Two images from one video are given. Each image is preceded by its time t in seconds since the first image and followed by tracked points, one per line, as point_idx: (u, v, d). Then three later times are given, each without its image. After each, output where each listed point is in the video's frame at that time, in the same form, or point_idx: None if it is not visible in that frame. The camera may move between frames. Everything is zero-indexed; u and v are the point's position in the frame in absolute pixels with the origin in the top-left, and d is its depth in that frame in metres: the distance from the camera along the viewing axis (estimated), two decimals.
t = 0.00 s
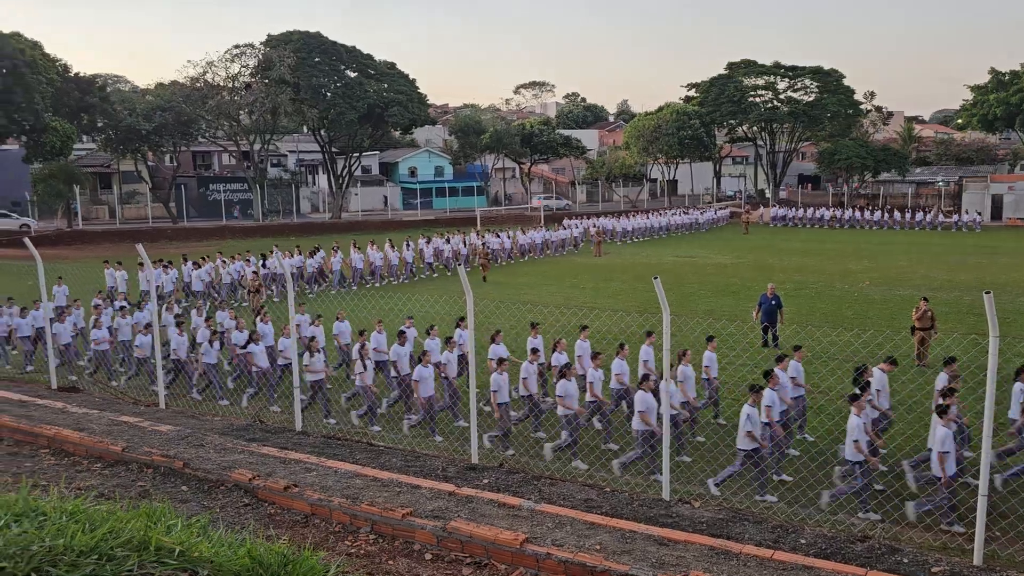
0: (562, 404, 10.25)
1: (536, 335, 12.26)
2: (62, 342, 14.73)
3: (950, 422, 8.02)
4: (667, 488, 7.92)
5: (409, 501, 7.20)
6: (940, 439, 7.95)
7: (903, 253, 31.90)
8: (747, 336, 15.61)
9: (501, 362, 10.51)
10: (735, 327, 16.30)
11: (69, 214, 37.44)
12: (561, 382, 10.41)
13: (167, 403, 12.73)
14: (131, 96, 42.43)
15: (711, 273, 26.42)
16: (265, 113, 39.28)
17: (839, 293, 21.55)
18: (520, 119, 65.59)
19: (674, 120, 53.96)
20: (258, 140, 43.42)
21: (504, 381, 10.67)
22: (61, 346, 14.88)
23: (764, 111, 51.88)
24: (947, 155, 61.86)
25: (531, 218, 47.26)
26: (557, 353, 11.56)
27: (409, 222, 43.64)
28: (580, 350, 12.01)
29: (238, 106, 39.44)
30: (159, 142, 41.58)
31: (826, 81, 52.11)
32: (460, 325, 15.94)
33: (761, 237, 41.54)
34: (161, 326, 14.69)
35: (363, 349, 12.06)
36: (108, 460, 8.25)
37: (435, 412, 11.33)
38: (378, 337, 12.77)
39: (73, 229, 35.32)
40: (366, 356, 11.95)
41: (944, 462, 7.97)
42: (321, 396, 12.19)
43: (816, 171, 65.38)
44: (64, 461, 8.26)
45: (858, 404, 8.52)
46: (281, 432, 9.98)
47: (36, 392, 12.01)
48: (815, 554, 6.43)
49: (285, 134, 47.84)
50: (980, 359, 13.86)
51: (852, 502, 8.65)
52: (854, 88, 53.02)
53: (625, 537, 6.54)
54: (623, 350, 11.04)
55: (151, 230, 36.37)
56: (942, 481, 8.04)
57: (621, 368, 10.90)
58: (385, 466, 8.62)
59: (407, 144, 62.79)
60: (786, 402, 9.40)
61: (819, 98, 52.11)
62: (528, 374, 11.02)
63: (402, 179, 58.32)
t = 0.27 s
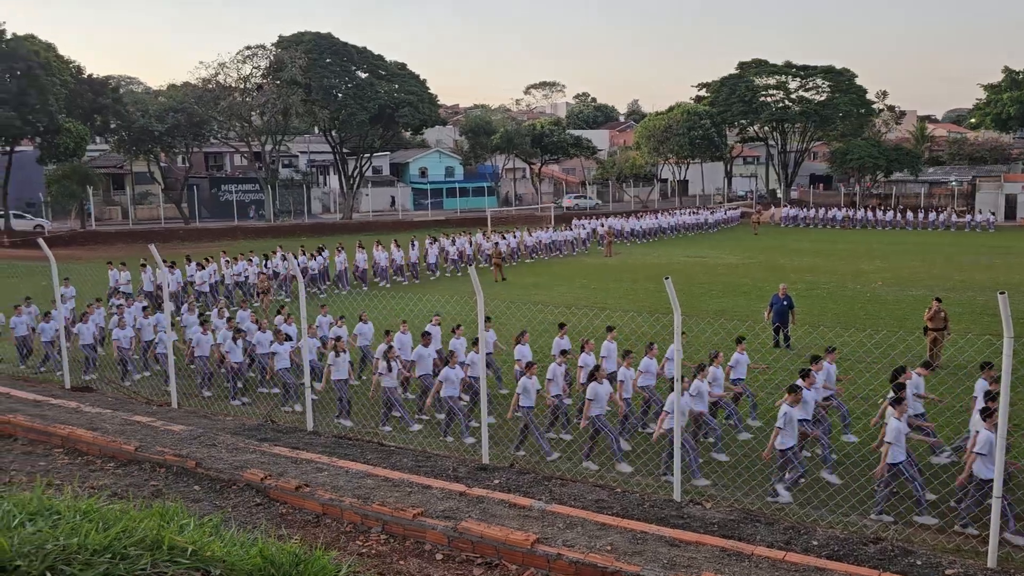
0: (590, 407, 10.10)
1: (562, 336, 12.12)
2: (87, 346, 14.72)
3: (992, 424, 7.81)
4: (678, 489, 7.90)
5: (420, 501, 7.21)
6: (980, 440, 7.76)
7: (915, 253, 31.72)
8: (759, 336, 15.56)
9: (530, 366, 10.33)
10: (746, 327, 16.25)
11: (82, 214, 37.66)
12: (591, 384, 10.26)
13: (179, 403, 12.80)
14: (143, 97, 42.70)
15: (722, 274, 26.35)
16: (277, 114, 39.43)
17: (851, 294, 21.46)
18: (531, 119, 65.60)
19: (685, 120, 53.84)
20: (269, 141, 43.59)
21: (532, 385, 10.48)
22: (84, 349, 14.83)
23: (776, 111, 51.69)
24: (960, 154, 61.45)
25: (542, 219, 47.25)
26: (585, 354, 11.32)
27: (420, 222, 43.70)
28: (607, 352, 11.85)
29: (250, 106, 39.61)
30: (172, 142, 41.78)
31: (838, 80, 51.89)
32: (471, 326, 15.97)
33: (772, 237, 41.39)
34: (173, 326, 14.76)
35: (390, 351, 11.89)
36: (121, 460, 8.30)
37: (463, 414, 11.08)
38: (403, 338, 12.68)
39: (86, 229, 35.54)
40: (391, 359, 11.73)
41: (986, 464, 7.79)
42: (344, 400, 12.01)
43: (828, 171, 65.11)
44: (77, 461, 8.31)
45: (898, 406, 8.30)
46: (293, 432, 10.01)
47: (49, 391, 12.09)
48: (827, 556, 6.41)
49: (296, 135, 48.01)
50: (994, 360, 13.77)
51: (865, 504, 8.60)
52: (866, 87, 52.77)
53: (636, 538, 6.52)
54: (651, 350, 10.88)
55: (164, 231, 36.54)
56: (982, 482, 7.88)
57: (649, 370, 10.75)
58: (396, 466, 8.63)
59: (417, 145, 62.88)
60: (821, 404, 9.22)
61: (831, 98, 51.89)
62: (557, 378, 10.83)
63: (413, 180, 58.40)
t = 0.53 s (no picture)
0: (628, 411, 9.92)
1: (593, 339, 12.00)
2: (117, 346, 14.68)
3: None
4: (692, 489, 7.87)
5: (433, 500, 7.22)
6: None
7: (932, 253, 31.47)
8: (773, 336, 15.48)
9: (565, 368, 10.18)
10: (761, 327, 16.17)
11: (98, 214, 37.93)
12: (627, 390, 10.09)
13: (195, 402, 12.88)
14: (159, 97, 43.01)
15: (736, 273, 26.23)
16: (291, 114, 39.58)
17: (867, 294, 21.31)
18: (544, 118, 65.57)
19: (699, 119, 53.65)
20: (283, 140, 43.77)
21: (566, 388, 10.34)
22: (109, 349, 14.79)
23: (790, 110, 51.41)
24: (977, 153, 60.92)
25: (555, 218, 47.22)
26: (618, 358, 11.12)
27: (433, 222, 43.77)
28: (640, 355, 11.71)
29: (264, 107, 39.78)
30: (186, 143, 42.36)
31: (854, 79, 51.56)
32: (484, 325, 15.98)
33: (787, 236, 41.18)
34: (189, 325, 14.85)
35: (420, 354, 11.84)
36: (137, 458, 8.35)
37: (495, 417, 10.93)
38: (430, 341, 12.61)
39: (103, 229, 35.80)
40: (421, 362, 11.59)
41: None
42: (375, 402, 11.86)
43: (843, 170, 64.73)
44: (94, 458, 8.38)
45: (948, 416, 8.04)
46: (307, 430, 10.05)
47: (66, 390, 12.19)
48: (842, 557, 6.37)
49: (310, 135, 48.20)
50: (1012, 360, 13.64)
51: (881, 505, 8.54)
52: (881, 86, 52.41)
53: (649, 538, 6.51)
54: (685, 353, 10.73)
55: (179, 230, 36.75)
56: None
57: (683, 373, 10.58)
58: (409, 465, 8.65)
59: (431, 145, 62.97)
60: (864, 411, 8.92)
61: (847, 97, 51.56)
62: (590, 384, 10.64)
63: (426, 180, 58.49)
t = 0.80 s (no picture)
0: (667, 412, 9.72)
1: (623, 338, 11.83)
2: (139, 341, 14.91)
3: None
4: (709, 490, 7.84)
5: (448, 499, 7.23)
6: None
7: (951, 253, 31.16)
8: (790, 337, 15.39)
9: (601, 370, 9.94)
10: (778, 327, 16.09)
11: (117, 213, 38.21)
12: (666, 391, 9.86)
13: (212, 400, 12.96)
14: (177, 97, 43.40)
15: (753, 273, 26.07)
16: (308, 113, 39.72)
17: (886, 294, 21.12)
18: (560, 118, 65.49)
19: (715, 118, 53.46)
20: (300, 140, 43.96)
21: (602, 389, 10.13)
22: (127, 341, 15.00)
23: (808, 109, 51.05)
24: (997, 152, 60.27)
25: (570, 218, 47.14)
26: (652, 358, 10.91)
27: (449, 221, 43.81)
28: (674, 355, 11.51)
29: (281, 106, 39.99)
30: (204, 142, 42.92)
31: (872, 77, 51.15)
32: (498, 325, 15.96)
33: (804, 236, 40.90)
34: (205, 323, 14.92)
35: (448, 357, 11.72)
36: (156, 455, 8.40)
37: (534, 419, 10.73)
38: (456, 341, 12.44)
39: (122, 228, 36.08)
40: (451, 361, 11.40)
41: None
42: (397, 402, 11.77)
43: (861, 169, 64.26)
44: (113, 455, 8.44)
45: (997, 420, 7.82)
46: (323, 429, 10.08)
47: (85, 387, 12.29)
48: (860, 560, 6.32)
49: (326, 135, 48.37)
50: None
51: (900, 507, 8.47)
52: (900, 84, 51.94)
53: (666, 539, 6.48)
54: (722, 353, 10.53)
55: (197, 229, 36.98)
56: None
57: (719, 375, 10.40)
58: (425, 463, 8.66)
59: (446, 144, 63.06)
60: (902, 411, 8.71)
61: (865, 95, 51.14)
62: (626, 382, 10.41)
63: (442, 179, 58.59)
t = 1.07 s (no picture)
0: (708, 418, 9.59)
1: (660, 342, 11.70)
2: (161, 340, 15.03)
3: None
4: (727, 491, 7.80)
5: (466, 499, 7.24)
6: None
7: (974, 253, 30.79)
8: (809, 338, 15.27)
9: (642, 375, 9.87)
10: (797, 328, 15.97)
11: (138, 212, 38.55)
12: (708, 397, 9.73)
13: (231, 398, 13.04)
14: (198, 98, 43.74)
15: (772, 273, 25.90)
16: (327, 113, 39.90)
17: (907, 295, 20.91)
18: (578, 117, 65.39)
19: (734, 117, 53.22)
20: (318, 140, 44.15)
21: (642, 394, 10.05)
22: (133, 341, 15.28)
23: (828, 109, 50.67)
24: (1021, 151, 59.51)
25: (588, 217, 47.04)
26: (691, 363, 10.75)
27: (466, 221, 43.83)
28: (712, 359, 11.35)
29: (300, 107, 40.22)
30: (224, 142, 43.08)
31: (893, 76, 50.69)
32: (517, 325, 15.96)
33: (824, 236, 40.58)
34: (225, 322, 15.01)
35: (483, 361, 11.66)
36: (176, 453, 8.47)
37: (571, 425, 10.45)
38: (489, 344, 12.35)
39: (143, 227, 36.40)
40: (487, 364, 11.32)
41: None
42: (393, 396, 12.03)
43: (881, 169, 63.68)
44: (134, 453, 8.52)
45: None
46: (341, 427, 10.12)
47: (107, 385, 12.41)
48: (880, 563, 6.26)
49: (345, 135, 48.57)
50: None
51: (920, 510, 8.39)
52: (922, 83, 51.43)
53: (683, 540, 6.45)
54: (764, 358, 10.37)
55: (216, 229, 37.24)
56: None
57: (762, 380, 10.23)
58: (442, 463, 8.68)
59: (464, 144, 63.14)
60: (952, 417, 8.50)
61: (886, 94, 50.68)
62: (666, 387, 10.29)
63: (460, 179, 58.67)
